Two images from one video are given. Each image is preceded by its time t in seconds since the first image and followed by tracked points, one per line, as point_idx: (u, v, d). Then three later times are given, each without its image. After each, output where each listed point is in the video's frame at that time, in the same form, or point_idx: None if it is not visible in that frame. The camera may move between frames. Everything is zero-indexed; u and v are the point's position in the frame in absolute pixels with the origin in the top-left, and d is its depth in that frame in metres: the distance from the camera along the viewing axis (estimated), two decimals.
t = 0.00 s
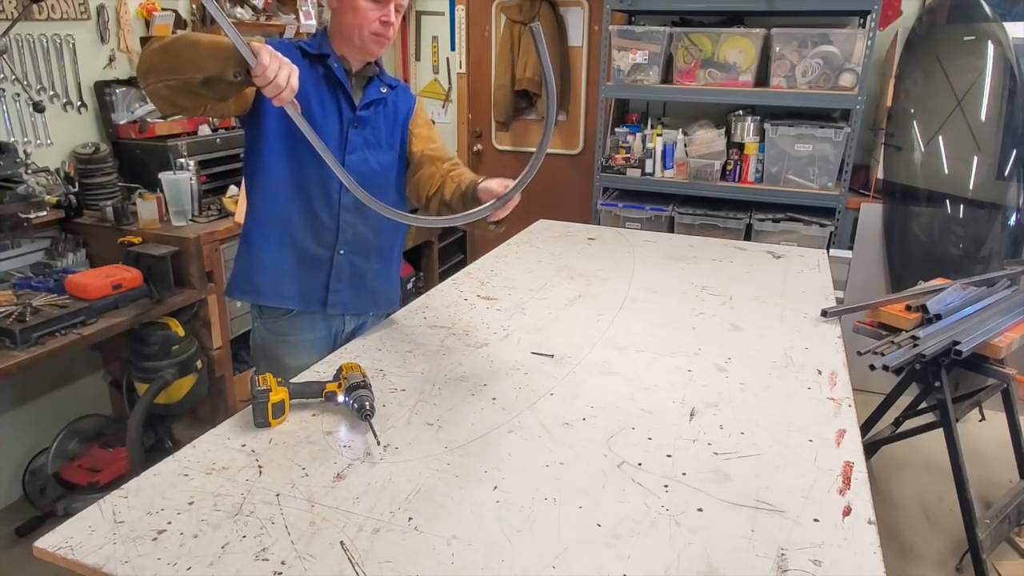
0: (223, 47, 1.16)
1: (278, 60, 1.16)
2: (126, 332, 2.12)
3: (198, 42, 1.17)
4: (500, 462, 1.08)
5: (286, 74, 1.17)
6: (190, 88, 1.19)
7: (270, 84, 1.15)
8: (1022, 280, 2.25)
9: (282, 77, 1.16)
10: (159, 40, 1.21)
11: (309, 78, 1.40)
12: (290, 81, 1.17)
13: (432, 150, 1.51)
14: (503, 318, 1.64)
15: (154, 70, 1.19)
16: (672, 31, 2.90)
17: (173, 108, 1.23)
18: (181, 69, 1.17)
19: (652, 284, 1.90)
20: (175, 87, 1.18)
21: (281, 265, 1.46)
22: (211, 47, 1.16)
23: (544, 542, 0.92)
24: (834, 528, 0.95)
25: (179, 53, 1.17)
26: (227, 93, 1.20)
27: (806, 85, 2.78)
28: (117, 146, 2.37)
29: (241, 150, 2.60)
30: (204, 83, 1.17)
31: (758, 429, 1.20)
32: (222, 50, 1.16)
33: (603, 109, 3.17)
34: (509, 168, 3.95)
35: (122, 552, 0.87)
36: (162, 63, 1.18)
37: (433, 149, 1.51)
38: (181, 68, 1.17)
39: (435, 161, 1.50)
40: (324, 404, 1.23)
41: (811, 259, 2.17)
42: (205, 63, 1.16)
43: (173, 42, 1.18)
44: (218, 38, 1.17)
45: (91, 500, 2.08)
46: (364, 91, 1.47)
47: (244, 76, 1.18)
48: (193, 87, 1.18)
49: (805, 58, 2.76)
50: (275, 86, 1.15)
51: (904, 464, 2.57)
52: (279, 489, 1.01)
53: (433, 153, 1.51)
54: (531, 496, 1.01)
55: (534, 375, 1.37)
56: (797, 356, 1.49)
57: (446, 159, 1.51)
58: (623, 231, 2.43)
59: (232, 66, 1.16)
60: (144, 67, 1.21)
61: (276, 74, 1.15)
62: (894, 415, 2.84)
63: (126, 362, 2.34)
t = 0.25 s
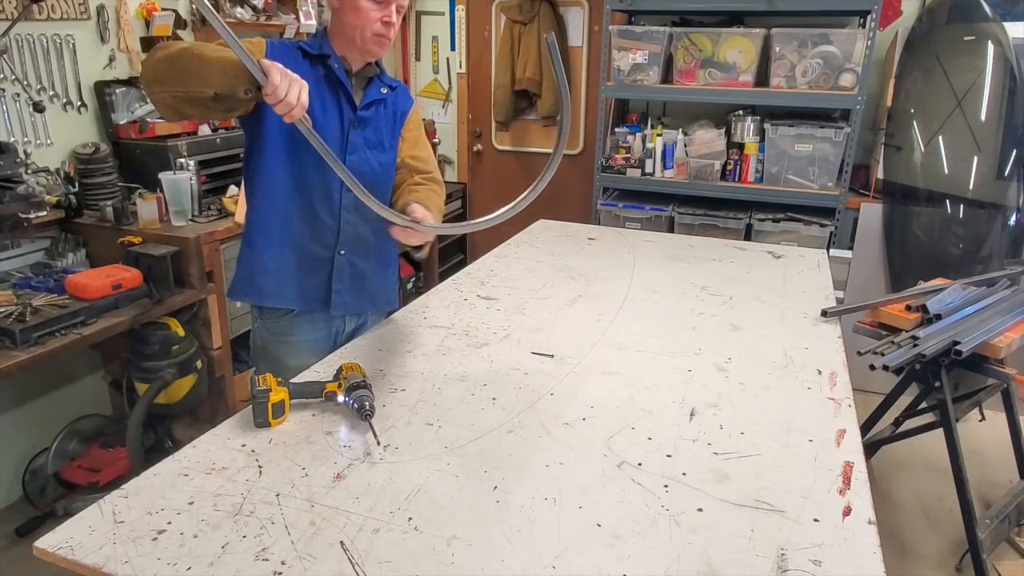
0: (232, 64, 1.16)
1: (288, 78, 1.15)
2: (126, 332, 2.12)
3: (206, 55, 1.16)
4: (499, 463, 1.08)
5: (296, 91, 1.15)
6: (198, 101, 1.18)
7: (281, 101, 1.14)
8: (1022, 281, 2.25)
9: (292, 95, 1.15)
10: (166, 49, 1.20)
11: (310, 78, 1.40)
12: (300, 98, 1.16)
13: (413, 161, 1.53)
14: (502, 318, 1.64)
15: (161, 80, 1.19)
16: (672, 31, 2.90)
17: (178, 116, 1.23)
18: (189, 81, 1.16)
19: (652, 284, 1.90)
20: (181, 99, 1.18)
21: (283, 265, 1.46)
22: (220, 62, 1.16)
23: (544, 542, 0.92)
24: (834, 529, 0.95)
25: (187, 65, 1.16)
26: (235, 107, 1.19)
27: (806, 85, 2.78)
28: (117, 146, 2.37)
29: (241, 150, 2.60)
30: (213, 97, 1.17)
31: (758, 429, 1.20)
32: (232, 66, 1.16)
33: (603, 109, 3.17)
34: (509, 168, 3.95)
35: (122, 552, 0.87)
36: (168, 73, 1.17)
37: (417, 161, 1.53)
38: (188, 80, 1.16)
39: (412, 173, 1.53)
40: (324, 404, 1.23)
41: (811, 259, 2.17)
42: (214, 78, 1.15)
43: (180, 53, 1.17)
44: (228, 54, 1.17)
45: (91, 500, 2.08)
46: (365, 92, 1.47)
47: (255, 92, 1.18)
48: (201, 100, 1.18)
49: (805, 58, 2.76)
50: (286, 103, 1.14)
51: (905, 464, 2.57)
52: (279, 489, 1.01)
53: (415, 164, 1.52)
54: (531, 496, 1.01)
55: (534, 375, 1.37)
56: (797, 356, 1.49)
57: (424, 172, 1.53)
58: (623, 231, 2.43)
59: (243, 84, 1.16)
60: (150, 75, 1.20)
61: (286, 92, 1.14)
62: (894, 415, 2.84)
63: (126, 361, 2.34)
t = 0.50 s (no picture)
0: (232, 71, 1.15)
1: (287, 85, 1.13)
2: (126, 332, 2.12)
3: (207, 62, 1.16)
4: (499, 462, 1.08)
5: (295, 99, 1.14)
6: (199, 108, 1.18)
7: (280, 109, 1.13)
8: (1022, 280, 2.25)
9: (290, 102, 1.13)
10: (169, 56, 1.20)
11: (307, 78, 1.40)
12: (301, 107, 1.15)
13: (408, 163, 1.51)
14: (502, 318, 1.64)
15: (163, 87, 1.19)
16: (672, 31, 2.90)
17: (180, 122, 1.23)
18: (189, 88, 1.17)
19: (652, 284, 1.90)
20: (182, 105, 1.18)
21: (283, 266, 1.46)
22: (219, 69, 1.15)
23: (544, 542, 0.92)
24: (834, 528, 0.95)
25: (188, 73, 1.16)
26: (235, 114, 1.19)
27: (806, 85, 2.78)
28: (117, 146, 2.37)
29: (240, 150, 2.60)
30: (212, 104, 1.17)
31: (758, 429, 1.20)
32: (232, 74, 1.15)
33: (603, 109, 3.17)
34: (508, 168, 3.95)
35: (122, 552, 0.87)
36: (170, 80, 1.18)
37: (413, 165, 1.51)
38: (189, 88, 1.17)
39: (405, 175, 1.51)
40: (324, 404, 1.23)
41: (811, 259, 2.17)
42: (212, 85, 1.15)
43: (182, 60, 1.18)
44: (230, 62, 1.16)
45: (91, 500, 2.08)
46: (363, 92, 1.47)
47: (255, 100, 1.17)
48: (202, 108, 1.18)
49: (805, 58, 2.76)
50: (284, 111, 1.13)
51: (905, 464, 2.57)
52: (279, 489, 1.01)
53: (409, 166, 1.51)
54: (531, 496, 1.01)
55: (534, 375, 1.37)
56: (797, 356, 1.49)
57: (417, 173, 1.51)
58: (623, 231, 2.43)
59: (243, 90, 1.15)
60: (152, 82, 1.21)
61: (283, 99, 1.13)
62: (894, 415, 2.84)
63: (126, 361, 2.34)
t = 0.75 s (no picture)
0: (212, 58, 1.16)
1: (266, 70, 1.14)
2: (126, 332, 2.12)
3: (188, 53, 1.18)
4: (499, 462, 1.08)
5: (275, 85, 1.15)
6: (181, 99, 1.18)
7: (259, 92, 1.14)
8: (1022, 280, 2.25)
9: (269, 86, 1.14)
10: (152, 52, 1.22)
11: (302, 78, 1.40)
12: (278, 91, 1.16)
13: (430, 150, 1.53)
14: (503, 318, 1.64)
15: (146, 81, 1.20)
16: (672, 31, 2.90)
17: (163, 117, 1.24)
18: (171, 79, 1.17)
19: (652, 284, 1.90)
20: (165, 97, 1.19)
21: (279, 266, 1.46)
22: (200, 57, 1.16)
23: (544, 542, 0.92)
24: (834, 529, 0.95)
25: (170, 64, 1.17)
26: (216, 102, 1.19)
27: (806, 85, 2.78)
28: (117, 146, 2.37)
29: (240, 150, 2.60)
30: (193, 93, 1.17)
31: (757, 429, 1.20)
32: (211, 61, 1.15)
33: (603, 109, 3.17)
34: (508, 168, 3.95)
35: (122, 552, 0.87)
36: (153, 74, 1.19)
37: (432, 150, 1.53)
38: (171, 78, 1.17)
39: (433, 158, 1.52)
40: (324, 405, 1.23)
41: (811, 258, 2.17)
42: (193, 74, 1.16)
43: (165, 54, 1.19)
44: (210, 51, 1.17)
45: (91, 500, 2.08)
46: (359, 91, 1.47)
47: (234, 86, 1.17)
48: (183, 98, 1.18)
49: (805, 58, 2.76)
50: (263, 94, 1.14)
51: (904, 464, 2.57)
52: (279, 489, 1.01)
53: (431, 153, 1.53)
54: (531, 496, 1.01)
55: (534, 375, 1.37)
56: (797, 356, 1.49)
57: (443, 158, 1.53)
58: (623, 231, 2.43)
59: (223, 75, 1.15)
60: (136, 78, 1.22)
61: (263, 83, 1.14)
62: (893, 415, 2.84)
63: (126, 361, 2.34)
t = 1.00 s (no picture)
0: (214, 48, 1.16)
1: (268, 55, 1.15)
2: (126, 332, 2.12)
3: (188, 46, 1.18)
4: (499, 462, 1.08)
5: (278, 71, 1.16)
6: (185, 90, 1.19)
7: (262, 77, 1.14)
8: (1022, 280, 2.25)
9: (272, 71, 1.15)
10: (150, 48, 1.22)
11: (302, 77, 1.41)
12: (282, 76, 1.16)
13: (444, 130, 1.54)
14: (502, 318, 1.64)
15: (147, 77, 1.21)
16: (672, 31, 2.90)
17: (166, 113, 1.24)
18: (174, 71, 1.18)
19: (652, 284, 1.90)
20: (167, 90, 1.19)
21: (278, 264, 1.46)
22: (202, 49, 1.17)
23: (543, 542, 0.92)
24: (834, 529, 0.95)
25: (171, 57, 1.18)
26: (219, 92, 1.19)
27: (806, 85, 2.78)
28: (117, 146, 2.37)
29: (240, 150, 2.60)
30: (196, 83, 1.18)
31: (757, 428, 1.20)
32: (213, 50, 1.16)
33: (603, 109, 3.17)
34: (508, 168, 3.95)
35: (122, 552, 0.87)
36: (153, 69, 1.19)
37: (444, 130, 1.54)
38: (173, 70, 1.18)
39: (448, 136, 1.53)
40: (324, 405, 1.23)
41: (811, 258, 2.17)
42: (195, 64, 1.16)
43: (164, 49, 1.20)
44: (210, 42, 1.18)
45: (91, 500, 2.08)
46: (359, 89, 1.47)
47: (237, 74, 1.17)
48: (186, 89, 1.19)
49: (805, 58, 2.76)
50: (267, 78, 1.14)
51: (904, 464, 2.57)
52: (279, 489, 1.01)
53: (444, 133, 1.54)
54: (531, 496, 1.01)
55: (533, 375, 1.37)
56: (797, 356, 1.49)
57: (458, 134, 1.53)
58: (623, 231, 2.42)
59: (226, 63, 1.15)
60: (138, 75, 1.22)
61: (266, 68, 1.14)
62: (893, 415, 2.84)
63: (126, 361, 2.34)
